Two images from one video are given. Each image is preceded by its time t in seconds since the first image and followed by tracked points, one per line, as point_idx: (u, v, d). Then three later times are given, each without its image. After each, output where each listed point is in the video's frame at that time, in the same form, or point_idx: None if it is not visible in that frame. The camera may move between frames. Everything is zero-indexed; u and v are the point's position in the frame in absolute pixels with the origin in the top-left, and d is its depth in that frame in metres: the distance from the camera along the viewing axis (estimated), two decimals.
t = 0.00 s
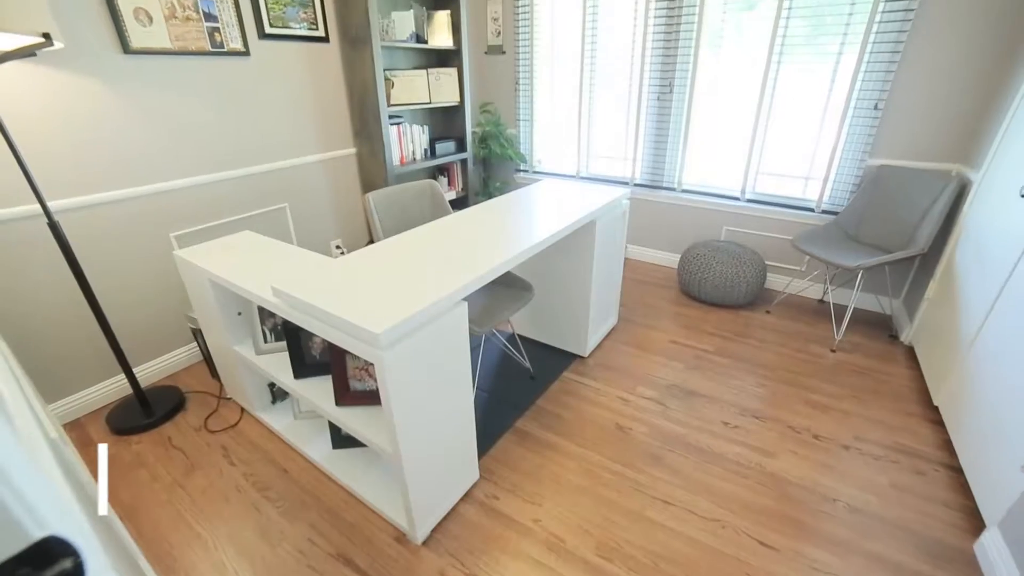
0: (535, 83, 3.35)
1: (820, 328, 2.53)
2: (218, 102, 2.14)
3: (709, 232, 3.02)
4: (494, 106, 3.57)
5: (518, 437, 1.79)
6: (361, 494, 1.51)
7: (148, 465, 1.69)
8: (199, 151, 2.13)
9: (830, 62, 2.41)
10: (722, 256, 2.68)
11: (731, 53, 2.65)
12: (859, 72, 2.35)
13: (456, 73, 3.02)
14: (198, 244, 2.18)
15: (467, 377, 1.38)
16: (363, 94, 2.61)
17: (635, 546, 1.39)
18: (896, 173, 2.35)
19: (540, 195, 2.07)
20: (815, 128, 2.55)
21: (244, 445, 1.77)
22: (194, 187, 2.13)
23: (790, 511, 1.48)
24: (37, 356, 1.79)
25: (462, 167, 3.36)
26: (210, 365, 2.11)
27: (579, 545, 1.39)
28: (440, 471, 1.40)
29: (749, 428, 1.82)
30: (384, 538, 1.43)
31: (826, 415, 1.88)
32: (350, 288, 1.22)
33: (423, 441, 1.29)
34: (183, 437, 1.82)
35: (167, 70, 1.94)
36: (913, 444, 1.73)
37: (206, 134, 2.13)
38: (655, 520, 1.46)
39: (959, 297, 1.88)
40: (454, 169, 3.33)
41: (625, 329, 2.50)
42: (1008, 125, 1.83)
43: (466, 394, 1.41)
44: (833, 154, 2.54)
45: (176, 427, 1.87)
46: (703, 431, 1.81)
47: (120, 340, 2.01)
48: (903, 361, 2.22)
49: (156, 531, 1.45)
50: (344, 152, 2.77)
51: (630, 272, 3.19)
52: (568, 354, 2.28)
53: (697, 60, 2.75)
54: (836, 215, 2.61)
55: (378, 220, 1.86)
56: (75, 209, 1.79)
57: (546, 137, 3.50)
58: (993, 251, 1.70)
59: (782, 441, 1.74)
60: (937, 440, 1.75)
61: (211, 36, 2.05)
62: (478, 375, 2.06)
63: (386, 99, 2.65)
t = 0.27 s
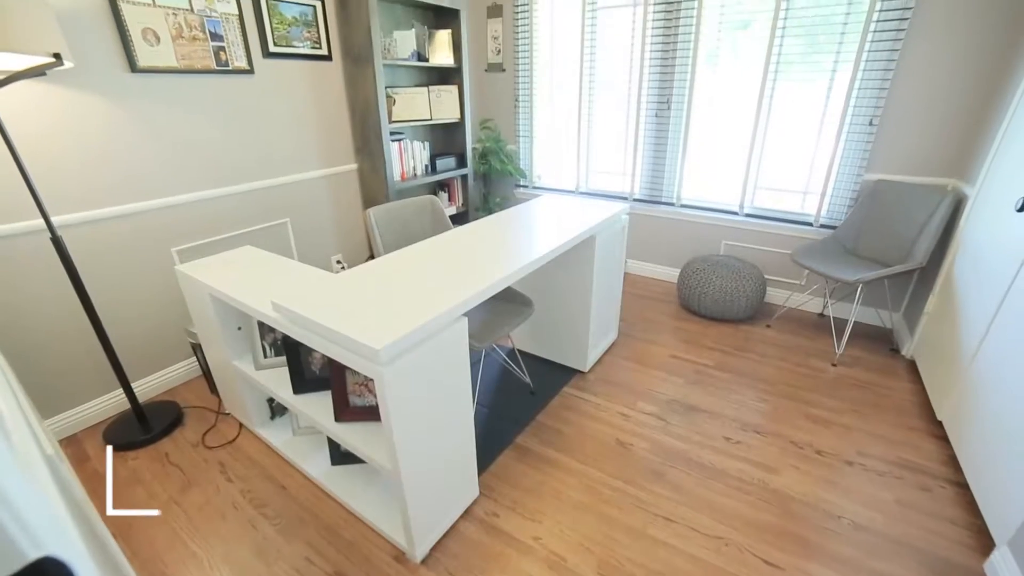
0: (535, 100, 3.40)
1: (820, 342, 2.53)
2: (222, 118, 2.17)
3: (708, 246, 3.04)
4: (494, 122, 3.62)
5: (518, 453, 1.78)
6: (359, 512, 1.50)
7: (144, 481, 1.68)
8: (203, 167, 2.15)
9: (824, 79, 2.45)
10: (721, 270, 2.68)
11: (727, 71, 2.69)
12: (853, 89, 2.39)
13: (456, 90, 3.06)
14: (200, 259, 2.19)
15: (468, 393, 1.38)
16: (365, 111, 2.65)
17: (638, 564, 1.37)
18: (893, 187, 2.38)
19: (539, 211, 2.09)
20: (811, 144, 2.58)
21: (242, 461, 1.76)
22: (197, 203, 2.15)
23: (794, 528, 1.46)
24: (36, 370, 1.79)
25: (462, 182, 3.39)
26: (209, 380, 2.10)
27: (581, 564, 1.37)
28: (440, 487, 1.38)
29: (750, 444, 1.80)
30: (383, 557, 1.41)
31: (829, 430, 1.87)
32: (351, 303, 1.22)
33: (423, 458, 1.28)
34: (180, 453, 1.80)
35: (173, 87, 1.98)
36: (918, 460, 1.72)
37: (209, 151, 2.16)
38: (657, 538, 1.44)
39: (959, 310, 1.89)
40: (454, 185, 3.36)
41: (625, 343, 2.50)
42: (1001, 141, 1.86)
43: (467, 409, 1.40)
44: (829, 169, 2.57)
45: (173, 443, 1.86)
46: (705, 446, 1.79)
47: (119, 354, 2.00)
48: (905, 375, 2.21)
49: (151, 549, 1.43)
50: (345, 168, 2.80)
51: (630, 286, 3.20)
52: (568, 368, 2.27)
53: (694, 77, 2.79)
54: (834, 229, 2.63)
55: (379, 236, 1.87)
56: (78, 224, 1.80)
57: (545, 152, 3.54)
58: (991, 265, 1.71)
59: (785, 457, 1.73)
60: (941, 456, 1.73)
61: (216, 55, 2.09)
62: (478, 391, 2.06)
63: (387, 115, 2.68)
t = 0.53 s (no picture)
0: (535, 116, 3.45)
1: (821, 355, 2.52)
2: (225, 134, 2.20)
3: (707, 260, 3.05)
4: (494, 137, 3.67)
5: (518, 468, 1.76)
6: (358, 528, 1.48)
7: (139, 497, 1.66)
8: (205, 182, 2.17)
9: (819, 95, 2.49)
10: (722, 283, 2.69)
11: (723, 87, 2.73)
12: (848, 104, 2.42)
13: (457, 106, 3.10)
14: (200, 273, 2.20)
15: (468, 408, 1.37)
16: (366, 126, 2.68)
17: None
18: (890, 201, 2.40)
19: (539, 225, 2.10)
20: (808, 159, 2.61)
21: (240, 476, 1.74)
22: (198, 217, 2.17)
23: (798, 545, 1.44)
24: (35, 384, 1.78)
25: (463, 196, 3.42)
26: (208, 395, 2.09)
27: None
28: (439, 505, 1.37)
29: (753, 458, 1.79)
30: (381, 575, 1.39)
31: (831, 444, 1.86)
32: (352, 318, 1.23)
33: (422, 474, 1.27)
34: (177, 468, 1.78)
35: (177, 103, 2.00)
36: (922, 475, 1.70)
37: (212, 165, 2.18)
38: (660, 555, 1.42)
39: (959, 323, 1.88)
40: (455, 199, 3.38)
41: (625, 357, 2.50)
42: (995, 156, 1.88)
43: (466, 424, 1.39)
44: (827, 183, 2.59)
45: (170, 458, 1.84)
46: (707, 461, 1.78)
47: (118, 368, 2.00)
48: (907, 389, 2.20)
49: (146, 567, 1.41)
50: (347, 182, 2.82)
51: (630, 300, 3.20)
52: (569, 382, 2.26)
53: (691, 92, 2.83)
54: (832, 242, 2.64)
55: (379, 250, 1.88)
56: (80, 238, 1.81)
57: (544, 168, 3.58)
58: (991, 277, 1.71)
59: (787, 472, 1.72)
60: (946, 471, 1.72)
61: (221, 72, 2.12)
62: (478, 405, 2.05)
63: (388, 129, 2.68)
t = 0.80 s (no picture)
0: (534, 130, 3.49)
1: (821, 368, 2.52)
2: (228, 147, 2.22)
3: (707, 272, 3.05)
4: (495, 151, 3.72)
5: (518, 483, 1.75)
6: (355, 545, 1.46)
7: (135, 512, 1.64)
8: (208, 195, 2.18)
9: (816, 109, 2.52)
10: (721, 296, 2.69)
11: (720, 101, 2.76)
12: (844, 118, 2.45)
13: (457, 120, 3.13)
14: (201, 286, 2.20)
15: (468, 421, 1.36)
16: (367, 141, 2.71)
17: None
18: (888, 214, 2.41)
19: (539, 238, 2.11)
20: (806, 172, 2.63)
21: (236, 491, 1.73)
22: (201, 230, 2.18)
23: (803, 561, 1.42)
24: (34, 396, 1.77)
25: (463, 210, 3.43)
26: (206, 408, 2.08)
27: None
28: (438, 521, 1.35)
29: (755, 473, 1.77)
30: None
31: (834, 458, 1.84)
32: (352, 331, 1.22)
33: (422, 488, 1.25)
34: (173, 482, 1.76)
35: (182, 118, 2.03)
36: (927, 489, 1.68)
37: (215, 179, 2.20)
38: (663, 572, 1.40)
39: (960, 336, 1.88)
40: (455, 213, 3.40)
41: (625, 370, 2.49)
42: (990, 169, 1.90)
43: (466, 439, 1.38)
44: (824, 196, 2.61)
45: (167, 473, 1.82)
46: (709, 475, 1.76)
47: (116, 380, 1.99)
48: (909, 401, 2.18)
49: None
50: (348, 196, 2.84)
51: (630, 312, 3.20)
52: (569, 396, 2.25)
53: (689, 107, 2.86)
54: (831, 255, 2.65)
55: (379, 264, 1.88)
56: (81, 251, 1.82)
57: (543, 182, 3.61)
58: (990, 290, 1.72)
59: (790, 487, 1.70)
60: (951, 485, 1.70)
61: (224, 87, 2.15)
62: (477, 418, 2.04)
63: (388, 141, 2.69)
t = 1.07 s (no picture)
0: (534, 143, 3.52)
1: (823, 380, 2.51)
2: (231, 161, 2.24)
3: (706, 284, 3.06)
4: (495, 164, 3.76)
5: (518, 497, 1.73)
6: (353, 561, 1.44)
7: (130, 527, 1.62)
8: (209, 208, 2.20)
9: (813, 122, 2.54)
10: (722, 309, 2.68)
11: (718, 114, 2.79)
12: (841, 131, 2.47)
13: (457, 134, 3.17)
14: (201, 298, 2.20)
15: (468, 435, 1.35)
16: (368, 154, 2.73)
17: None
18: (886, 226, 2.42)
19: (539, 251, 2.12)
20: (804, 184, 2.64)
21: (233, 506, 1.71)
22: (202, 243, 2.19)
23: None
24: (32, 409, 1.77)
25: (463, 222, 3.45)
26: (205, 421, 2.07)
27: None
28: (437, 536, 1.34)
29: (757, 486, 1.76)
30: None
31: (837, 471, 1.83)
32: (352, 344, 1.22)
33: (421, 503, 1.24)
34: (171, 498, 1.75)
35: (185, 132, 2.05)
36: (932, 503, 1.67)
37: (217, 193, 2.21)
38: None
39: (962, 348, 1.88)
40: (455, 226, 3.42)
41: (625, 383, 2.48)
42: (986, 179, 1.91)
43: (466, 453, 1.37)
44: (823, 209, 2.62)
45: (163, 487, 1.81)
46: (711, 489, 1.75)
47: (115, 391, 1.98)
48: (912, 414, 2.17)
49: None
50: (348, 209, 2.86)
51: (630, 325, 3.20)
52: (570, 408, 2.24)
53: (688, 120, 2.89)
54: (830, 267, 2.66)
55: (380, 277, 1.89)
56: (82, 262, 1.82)
57: (543, 195, 3.64)
58: (989, 301, 1.72)
59: (793, 502, 1.68)
60: (956, 499, 1.68)
61: (227, 101, 2.17)
62: (477, 431, 2.03)
63: (389, 154, 2.70)
